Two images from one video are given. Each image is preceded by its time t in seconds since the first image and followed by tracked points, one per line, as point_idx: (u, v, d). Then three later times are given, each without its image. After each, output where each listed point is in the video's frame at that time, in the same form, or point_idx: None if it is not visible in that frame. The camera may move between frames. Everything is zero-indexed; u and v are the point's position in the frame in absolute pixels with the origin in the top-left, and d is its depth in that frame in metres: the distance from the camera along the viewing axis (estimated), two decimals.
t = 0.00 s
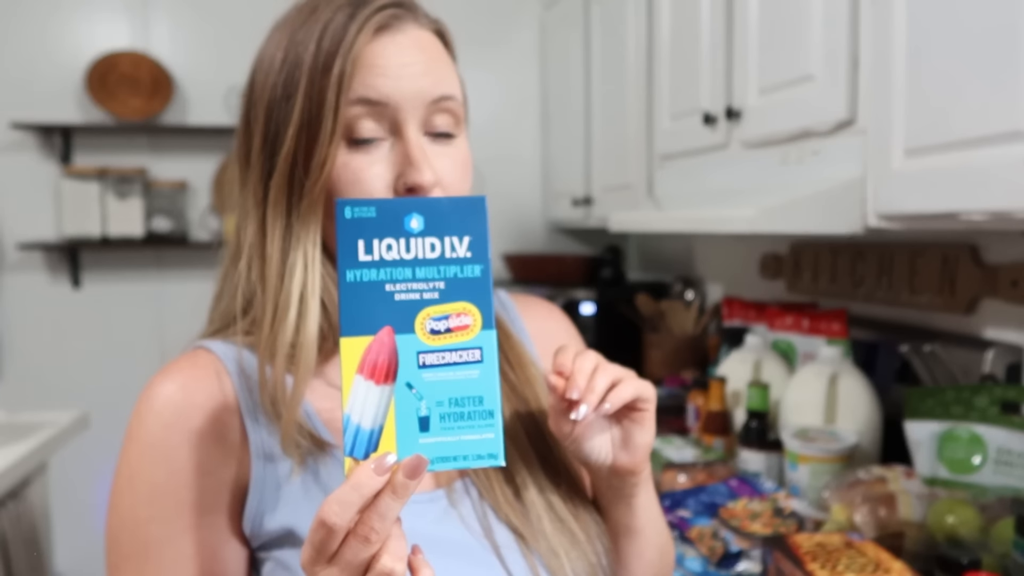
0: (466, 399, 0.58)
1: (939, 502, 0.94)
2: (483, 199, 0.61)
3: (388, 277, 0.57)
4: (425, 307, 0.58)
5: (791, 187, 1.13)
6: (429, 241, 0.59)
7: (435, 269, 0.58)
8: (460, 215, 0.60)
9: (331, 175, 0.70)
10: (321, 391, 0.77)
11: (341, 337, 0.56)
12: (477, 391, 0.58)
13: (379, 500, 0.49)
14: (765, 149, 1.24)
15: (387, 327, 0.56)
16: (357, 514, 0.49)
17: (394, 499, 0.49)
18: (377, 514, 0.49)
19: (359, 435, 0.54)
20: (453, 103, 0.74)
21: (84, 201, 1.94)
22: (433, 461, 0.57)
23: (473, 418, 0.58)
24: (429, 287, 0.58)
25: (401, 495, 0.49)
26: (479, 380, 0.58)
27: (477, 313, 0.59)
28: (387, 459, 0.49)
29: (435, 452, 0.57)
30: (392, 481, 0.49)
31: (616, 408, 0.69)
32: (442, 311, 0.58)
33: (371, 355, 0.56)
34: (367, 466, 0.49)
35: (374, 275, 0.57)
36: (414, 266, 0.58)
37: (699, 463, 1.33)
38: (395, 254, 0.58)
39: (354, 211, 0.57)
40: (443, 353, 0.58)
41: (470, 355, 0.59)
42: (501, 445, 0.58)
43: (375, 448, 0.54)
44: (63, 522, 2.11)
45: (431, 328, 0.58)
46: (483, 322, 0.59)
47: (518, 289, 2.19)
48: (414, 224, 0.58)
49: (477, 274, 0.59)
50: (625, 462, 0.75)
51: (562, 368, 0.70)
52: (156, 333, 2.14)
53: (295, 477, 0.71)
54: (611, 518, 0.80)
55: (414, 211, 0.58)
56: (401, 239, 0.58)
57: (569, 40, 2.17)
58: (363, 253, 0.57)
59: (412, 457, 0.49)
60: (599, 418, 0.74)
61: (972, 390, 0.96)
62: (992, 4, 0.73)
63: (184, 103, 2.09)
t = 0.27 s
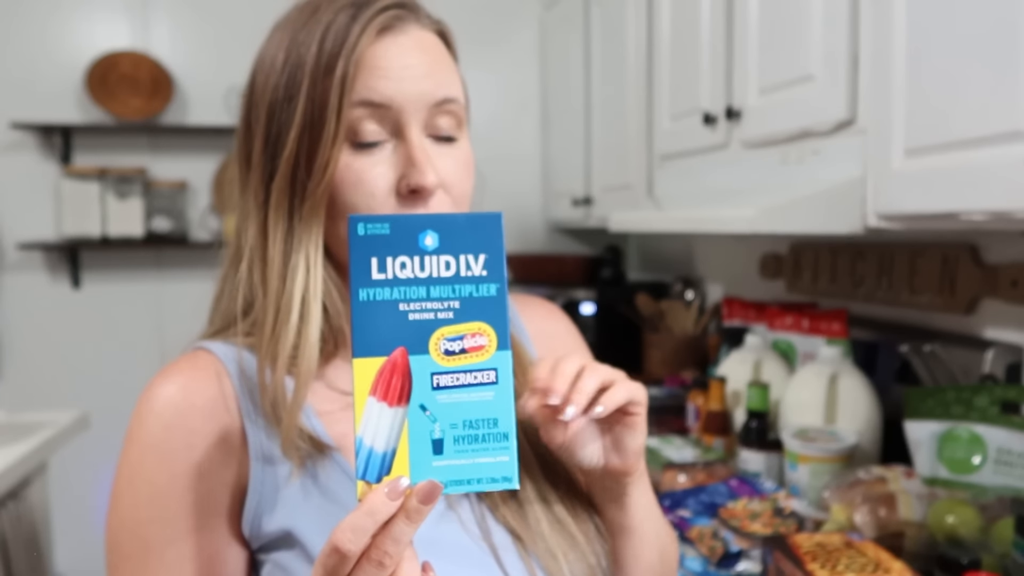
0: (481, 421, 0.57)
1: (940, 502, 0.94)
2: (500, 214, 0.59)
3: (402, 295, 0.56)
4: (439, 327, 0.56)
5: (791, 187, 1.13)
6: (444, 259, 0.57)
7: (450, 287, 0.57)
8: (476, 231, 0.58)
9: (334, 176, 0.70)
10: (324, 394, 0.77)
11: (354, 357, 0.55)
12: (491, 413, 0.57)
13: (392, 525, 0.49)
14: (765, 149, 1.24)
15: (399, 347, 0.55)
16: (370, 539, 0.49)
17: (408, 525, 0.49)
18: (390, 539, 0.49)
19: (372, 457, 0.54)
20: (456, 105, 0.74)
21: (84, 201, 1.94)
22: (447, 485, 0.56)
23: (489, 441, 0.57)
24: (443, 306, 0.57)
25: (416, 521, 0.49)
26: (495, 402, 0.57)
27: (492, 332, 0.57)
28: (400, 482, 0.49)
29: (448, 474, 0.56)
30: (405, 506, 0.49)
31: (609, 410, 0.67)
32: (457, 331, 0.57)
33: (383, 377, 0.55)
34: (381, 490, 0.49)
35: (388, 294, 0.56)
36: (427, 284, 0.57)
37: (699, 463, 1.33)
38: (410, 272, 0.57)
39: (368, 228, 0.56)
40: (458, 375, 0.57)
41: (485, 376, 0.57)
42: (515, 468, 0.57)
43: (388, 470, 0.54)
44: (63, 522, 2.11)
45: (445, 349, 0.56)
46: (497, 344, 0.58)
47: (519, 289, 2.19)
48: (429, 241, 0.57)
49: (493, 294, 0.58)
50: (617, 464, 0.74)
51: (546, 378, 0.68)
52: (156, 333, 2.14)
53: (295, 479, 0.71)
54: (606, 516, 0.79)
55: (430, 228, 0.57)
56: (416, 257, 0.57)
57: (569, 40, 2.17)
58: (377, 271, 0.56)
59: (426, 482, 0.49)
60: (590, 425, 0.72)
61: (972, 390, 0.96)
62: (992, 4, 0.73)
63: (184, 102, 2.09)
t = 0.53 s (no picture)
0: (466, 400, 0.57)
1: (939, 502, 0.94)
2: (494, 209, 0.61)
3: (396, 280, 0.58)
4: (429, 310, 0.57)
5: (792, 187, 1.13)
6: (437, 246, 0.58)
7: (442, 272, 0.58)
8: (468, 222, 0.59)
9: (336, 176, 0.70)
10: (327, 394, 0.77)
11: (349, 335, 0.56)
12: (477, 393, 0.57)
13: (375, 497, 0.49)
14: (765, 149, 1.24)
15: (391, 328, 0.56)
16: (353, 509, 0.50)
17: (389, 494, 0.49)
18: (372, 510, 0.49)
19: (359, 431, 0.54)
20: (455, 105, 0.74)
21: (84, 201, 1.94)
22: (430, 461, 0.56)
23: (472, 420, 0.57)
24: (434, 290, 0.58)
25: (396, 489, 0.49)
26: (480, 382, 0.57)
27: (479, 314, 0.58)
28: (384, 454, 0.49)
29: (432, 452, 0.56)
30: (388, 478, 0.49)
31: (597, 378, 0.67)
32: (446, 314, 0.57)
33: (375, 355, 0.56)
34: (365, 460, 0.50)
35: (382, 279, 0.57)
36: (420, 271, 0.58)
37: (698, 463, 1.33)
38: (404, 259, 0.58)
39: (366, 218, 0.58)
40: (446, 355, 0.57)
41: (470, 358, 0.57)
42: (500, 447, 0.57)
43: (374, 443, 0.54)
44: (63, 522, 2.11)
45: (435, 331, 0.57)
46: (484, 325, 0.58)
47: (519, 289, 2.19)
48: (424, 231, 0.59)
49: (483, 280, 0.58)
50: (600, 453, 0.74)
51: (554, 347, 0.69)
52: (156, 333, 2.14)
53: (295, 482, 0.71)
54: (598, 514, 0.80)
55: (425, 219, 0.59)
56: (411, 245, 0.58)
57: (569, 40, 2.17)
58: (374, 257, 0.58)
59: (408, 454, 0.49)
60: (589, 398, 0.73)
61: (972, 390, 0.96)
62: (992, 4, 0.73)
63: (184, 102, 2.09)
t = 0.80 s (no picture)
0: (471, 391, 0.56)
1: (940, 502, 0.93)
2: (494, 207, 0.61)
3: (401, 277, 0.58)
4: (434, 305, 0.57)
5: (792, 187, 1.13)
6: (441, 244, 0.59)
7: (447, 269, 0.58)
8: (471, 220, 0.59)
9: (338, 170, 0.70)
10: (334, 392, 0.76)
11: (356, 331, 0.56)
12: (482, 384, 0.57)
13: (384, 488, 0.49)
14: (765, 149, 1.24)
15: (398, 322, 0.56)
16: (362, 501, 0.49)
17: (399, 486, 0.49)
18: (381, 501, 0.49)
19: (368, 424, 0.54)
20: (456, 98, 0.74)
21: (84, 201, 1.94)
22: (438, 452, 0.55)
23: (478, 411, 0.56)
24: (439, 286, 0.58)
25: (405, 481, 0.49)
26: (486, 374, 0.57)
27: (484, 309, 0.57)
28: (391, 446, 0.50)
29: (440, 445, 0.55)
30: (396, 469, 0.49)
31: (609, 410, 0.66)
32: (451, 309, 0.57)
33: (381, 349, 0.56)
34: (373, 453, 0.50)
35: (387, 276, 0.58)
36: (424, 268, 0.58)
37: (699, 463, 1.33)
38: (408, 257, 0.58)
39: (371, 217, 0.59)
40: (452, 348, 0.57)
41: (475, 351, 0.57)
42: (507, 437, 0.56)
43: (383, 435, 0.54)
44: (63, 522, 2.11)
45: (440, 325, 0.57)
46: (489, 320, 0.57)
47: (519, 289, 2.19)
48: (427, 229, 0.59)
49: (486, 276, 0.58)
50: (619, 472, 0.74)
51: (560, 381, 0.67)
52: (157, 332, 2.14)
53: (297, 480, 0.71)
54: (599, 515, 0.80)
55: (427, 217, 0.59)
56: (414, 243, 0.58)
57: (569, 40, 2.17)
58: (379, 255, 0.58)
59: (416, 444, 0.49)
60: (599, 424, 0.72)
61: (972, 390, 0.96)
62: (992, 4, 0.73)
63: (184, 103, 2.09)
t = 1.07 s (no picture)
0: (476, 403, 0.57)
1: (939, 502, 0.93)
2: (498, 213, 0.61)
3: (404, 284, 0.58)
4: (439, 313, 0.57)
5: (792, 187, 1.13)
6: (446, 251, 0.59)
7: (452, 277, 0.58)
8: (476, 227, 0.59)
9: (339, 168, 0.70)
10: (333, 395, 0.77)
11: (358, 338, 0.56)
12: (487, 395, 0.57)
13: (388, 500, 0.49)
14: (765, 149, 1.24)
15: (401, 332, 0.56)
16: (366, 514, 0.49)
17: (403, 499, 0.49)
18: (385, 514, 0.49)
19: (371, 435, 0.54)
20: (458, 99, 0.74)
21: (84, 201, 1.94)
22: (442, 463, 0.55)
23: (483, 422, 0.56)
24: (443, 294, 0.58)
25: (409, 493, 0.49)
26: (490, 384, 0.57)
27: (489, 319, 0.58)
28: (395, 457, 0.50)
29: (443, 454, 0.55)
30: (400, 480, 0.49)
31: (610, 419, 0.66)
32: (455, 317, 0.57)
33: (385, 357, 0.55)
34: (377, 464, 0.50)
35: (391, 283, 0.57)
36: (428, 275, 0.58)
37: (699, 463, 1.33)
38: (412, 264, 0.58)
39: (376, 223, 0.58)
40: (456, 357, 0.57)
41: (480, 360, 0.57)
42: (511, 449, 0.57)
43: (386, 447, 0.54)
44: (62, 522, 2.11)
45: (444, 333, 0.57)
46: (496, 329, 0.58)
47: (519, 289, 2.19)
48: (431, 236, 0.59)
49: (490, 284, 0.59)
50: (620, 476, 0.74)
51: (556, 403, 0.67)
52: (156, 332, 2.14)
53: (297, 483, 0.71)
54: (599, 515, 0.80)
55: (431, 224, 0.59)
56: (418, 250, 0.58)
57: (569, 40, 2.17)
58: (382, 262, 0.58)
59: (421, 456, 0.49)
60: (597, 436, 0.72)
61: (972, 390, 0.96)
62: (992, 5, 0.73)
63: (184, 103, 2.09)
